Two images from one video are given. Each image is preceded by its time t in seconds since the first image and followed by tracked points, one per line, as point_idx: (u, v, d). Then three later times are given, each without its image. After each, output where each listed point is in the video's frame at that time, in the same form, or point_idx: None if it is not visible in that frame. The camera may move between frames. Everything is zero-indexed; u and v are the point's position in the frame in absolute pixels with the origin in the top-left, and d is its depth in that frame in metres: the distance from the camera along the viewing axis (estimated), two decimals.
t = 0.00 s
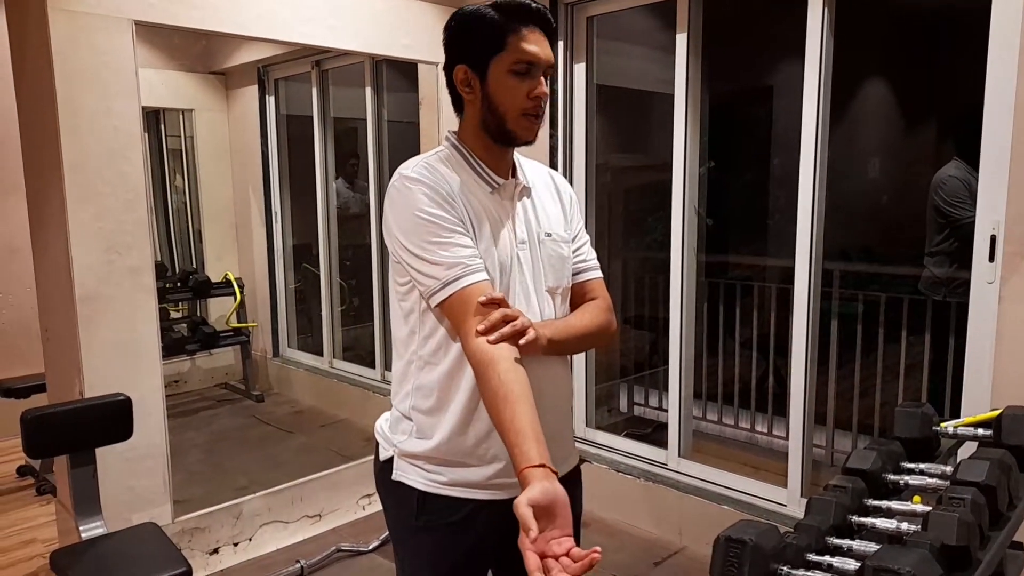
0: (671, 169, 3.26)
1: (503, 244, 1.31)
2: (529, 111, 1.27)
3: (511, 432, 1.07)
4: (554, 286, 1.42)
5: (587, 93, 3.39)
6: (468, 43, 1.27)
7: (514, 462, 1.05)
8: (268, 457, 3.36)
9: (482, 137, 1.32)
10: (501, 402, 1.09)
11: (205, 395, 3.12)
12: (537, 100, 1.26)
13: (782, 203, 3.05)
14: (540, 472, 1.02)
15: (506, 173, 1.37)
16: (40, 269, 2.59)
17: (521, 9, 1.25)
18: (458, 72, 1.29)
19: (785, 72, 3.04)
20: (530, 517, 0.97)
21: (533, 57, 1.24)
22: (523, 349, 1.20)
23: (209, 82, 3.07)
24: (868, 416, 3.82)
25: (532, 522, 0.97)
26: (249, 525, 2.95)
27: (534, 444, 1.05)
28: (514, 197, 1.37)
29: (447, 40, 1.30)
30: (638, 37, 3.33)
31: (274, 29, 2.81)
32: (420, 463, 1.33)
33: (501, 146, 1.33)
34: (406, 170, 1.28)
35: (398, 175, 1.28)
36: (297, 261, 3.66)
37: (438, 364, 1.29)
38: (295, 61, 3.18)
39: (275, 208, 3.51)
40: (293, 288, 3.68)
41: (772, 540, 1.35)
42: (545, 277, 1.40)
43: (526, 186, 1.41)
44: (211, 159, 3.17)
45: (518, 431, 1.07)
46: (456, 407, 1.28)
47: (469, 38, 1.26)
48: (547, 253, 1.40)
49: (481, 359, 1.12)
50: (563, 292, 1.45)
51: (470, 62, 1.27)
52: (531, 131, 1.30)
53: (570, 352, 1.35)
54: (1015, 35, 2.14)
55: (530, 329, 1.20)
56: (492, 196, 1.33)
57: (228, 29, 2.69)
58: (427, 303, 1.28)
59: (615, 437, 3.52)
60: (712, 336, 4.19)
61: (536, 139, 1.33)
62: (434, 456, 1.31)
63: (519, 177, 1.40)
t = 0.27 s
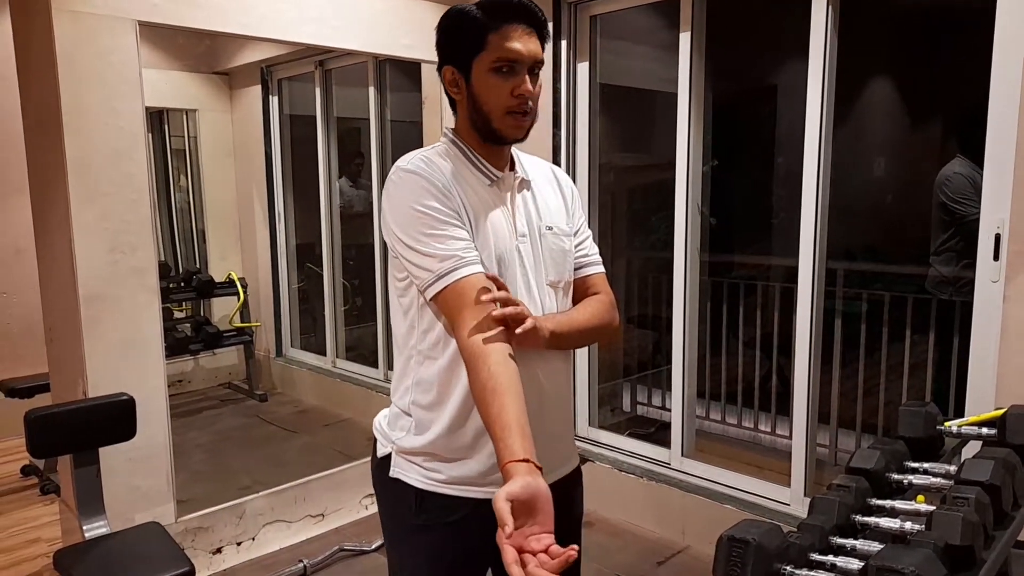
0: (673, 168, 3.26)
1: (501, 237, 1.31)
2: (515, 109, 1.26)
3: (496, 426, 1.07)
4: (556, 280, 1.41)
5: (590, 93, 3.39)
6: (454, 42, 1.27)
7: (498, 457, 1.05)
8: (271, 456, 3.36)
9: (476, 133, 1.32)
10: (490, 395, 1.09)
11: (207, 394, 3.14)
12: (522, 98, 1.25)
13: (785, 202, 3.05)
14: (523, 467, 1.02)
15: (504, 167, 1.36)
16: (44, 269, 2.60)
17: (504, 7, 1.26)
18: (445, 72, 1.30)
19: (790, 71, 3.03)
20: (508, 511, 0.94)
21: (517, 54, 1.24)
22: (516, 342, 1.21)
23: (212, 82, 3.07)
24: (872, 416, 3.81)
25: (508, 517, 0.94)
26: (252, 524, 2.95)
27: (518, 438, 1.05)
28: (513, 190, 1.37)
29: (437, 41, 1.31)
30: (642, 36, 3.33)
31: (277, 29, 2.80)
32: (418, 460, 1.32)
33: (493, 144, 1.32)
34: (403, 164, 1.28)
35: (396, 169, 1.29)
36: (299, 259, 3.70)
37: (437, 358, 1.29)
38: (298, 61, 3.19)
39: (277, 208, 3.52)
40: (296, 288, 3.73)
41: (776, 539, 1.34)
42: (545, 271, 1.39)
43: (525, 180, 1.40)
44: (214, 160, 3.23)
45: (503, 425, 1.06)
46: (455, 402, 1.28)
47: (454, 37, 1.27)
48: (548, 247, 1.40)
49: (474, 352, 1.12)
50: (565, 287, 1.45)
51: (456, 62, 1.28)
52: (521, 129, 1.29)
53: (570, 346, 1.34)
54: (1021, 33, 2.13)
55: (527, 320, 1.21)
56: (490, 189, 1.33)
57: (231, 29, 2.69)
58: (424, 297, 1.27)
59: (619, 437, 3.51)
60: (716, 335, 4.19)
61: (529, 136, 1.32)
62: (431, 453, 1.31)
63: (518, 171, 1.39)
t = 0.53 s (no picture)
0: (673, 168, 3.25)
1: (493, 236, 1.30)
2: (513, 115, 1.27)
3: (489, 421, 1.08)
4: (550, 281, 1.40)
5: (590, 92, 3.39)
6: (451, 46, 1.27)
7: (492, 450, 1.06)
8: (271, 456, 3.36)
9: (470, 133, 1.31)
10: (481, 389, 1.10)
11: (208, 394, 3.14)
12: (520, 104, 1.26)
13: (786, 202, 3.04)
14: (517, 460, 1.04)
15: (499, 166, 1.36)
16: (44, 268, 2.60)
17: (502, 10, 1.25)
18: (443, 75, 1.29)
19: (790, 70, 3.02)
20: (500, 503, 0.97)
21: (515, 60, 1.24)
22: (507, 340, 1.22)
23: (212, 82, 3.07)
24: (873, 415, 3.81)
25: (500, 509, 0.96)
26: (252, 524, 2.95)
27: (511, 432, 1.07)
28: (507, 190, 1.36)
29: (432, 41, 1.30)
30: (642, 36, 3.32)
31: (277, 28, 2.80)
32: (409, 460, 1.32)
33: (488, 147, 1.32)
34: (397, 161, 1.29)
35: (390, 166, 1.29)
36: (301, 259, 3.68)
37: (428, 357, 1.29)
38: (298, 61, 3.19)
39: (277, 207, 3.52)
40: (296, 287, 3.72)
41: (775, 539, 1.34)
42: (539, 272, 1.38)
43: (520, 180, 1.39)
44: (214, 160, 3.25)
45: (497, 419, 1.08)
46: (447, 402, 1.28)
47: (451, 40, 1.27)
48: (543, 247, 1.39)
49: (467, 347, 1.13)
50: (560, 288, 1.44)
51: (452, 66, 1.27)
52: (517, 134, 1.29)
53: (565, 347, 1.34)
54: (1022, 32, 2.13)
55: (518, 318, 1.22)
56: (483, 188, 1.32)
57: (231, 29, 2.69)
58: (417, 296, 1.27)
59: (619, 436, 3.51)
60: (716, 335, 4.18)
61: (524, 141, 1.32)
62: (423, 453, 1.30)
63: (513, 170, 1.39)
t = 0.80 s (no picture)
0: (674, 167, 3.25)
1: (490, 237, 1.30)
2: (508, 113, 1.26)
3: (484, 426, 1.07)
4: (545, 282, 1.41)
5: (591, 91, 3.38)
6: (447, 45, 1.27)
7: (487, 457, 1.05)
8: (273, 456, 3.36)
9: (468, 132, 1.31)
10: (477, 393, 1.09)
11: (211, 394, 3.13)
12: (516, 102, 1.26)
13: (788, 201, 3.04)
14: (512, 467, 1.02)
15: (497, 167, 1.35)
16: (45, 269, 2.60)
17: (499, 9, 1.25)
18: (440, 74, 1.30)
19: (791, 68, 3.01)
20: (495, 512, 0.96)
21: (511, 58, 1.24)
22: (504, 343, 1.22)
23: (212, 82, 3.07)
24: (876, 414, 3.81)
25: (495, 517, 0.96)
26: (254, 524, 2.94)
27: (507, 438, 1.06)
28: (504, 191, 1.35)
29: (430, 41, 1.31)
30: (643, 35, 3.32)
31: (277, 28, 2.80)
32: (404, 460, 1.32)
33: (485, 146, 1.31)
34: (393, 162, 1.29)
35: (386, 167, 1.29)
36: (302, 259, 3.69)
37: (424, 358, 1.29)
38: (299, 61, 3.19)
39: (279, 208, 3.52)
40: (298, 288, 3.70)
41: (777, 539, 1.34)
42: (535, 273, 1.39)
43: (517, 180, 1.39)
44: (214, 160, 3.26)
45: (492, 424, 1.07)
46: (442, 402, 1.28)
47: (448, 39, 1.27)
48: (539, 248, 1.39)
49: (462, 350, 1.13)
50: (556, 289, 1.44)
51: (450, 65, 1.28)
52: (513, 132, 1.29)
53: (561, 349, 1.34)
54: None
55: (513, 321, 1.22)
56: (481, 188, 1.31)
57: (231, 29, 2.68)
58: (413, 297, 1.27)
59: (621, 436, 3.50)
60: (718, 334, 4.18)
61: (521, 140, 1.31)
62: (418, 453, 1.30)
63: (511, 171, 1.39)
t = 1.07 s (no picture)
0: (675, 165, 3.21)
1: (486, 239, 1.27)
2: (508, 110, 1.23)
3: (480, 436, 1.05)
4: (543, 283, 1.38)
5: (591, 89, 3.36)
6: (446, 40, 1.24)
7: (482, 468, 1.04)
8: (270, 459, 3.33)
9: (466, 130, 1.28)
10: (472, 401, 1.08)
11: (207, 396, 3.15)
12: (516, 99, 1.23)
13: (791, 199, 3.00)
14: (508, 479, 1.01)
15: (493, 166, 1.32)
16: (39, 270, 2.57)
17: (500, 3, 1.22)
18: (438, 68, 1.26)
19: (792, 66, 2.98)
20: (492, 526, 0.95)
21: (512, 54, 1.21)
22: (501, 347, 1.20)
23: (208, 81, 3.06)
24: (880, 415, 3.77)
25: (492, 532, 0.95)
26: (251, 528, 2.91)
27: (502, 450, 1.04)
28: (500, 191, 1.33)
29: (427, 34, 1.27)
30: (642, 32, 3.29)
31: (274, 27, 2.78)
32: (398, 464, 1.29)
33: (483, 143, 1.28)
34: (386, 161, 1.26)
35: (379, 165, 1.26)
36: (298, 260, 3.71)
37: (419, 362, 1.26)
38: (296, 60, 3.16)
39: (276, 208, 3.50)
40: (295, 289, 3.73)
41: (779, 543, 1.31)
42: (532, 274, 1.36)
43: (513, 179, 1.36)
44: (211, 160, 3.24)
45: (488, 435, 1.05)
46: (437, 406, 1.26)
47: (446, 33, 1.23)
48: (536, 249, 1.36)
49: (457, 357, 1.11)
50: (553, 290, 1.42)
51: (450, 60, 1.24)
52: (513, 129, 1.27)
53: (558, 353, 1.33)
54: None
55: (509, 330, 1.20)
56: (477, 188, 1.29)
57: (228, 27, 2.66)
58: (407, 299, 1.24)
59: (621, 438, 3.47)
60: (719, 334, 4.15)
61: (520, 137, 1.29)
62: (412, 458, 1.27)
63: (507, 170, 1.36)
